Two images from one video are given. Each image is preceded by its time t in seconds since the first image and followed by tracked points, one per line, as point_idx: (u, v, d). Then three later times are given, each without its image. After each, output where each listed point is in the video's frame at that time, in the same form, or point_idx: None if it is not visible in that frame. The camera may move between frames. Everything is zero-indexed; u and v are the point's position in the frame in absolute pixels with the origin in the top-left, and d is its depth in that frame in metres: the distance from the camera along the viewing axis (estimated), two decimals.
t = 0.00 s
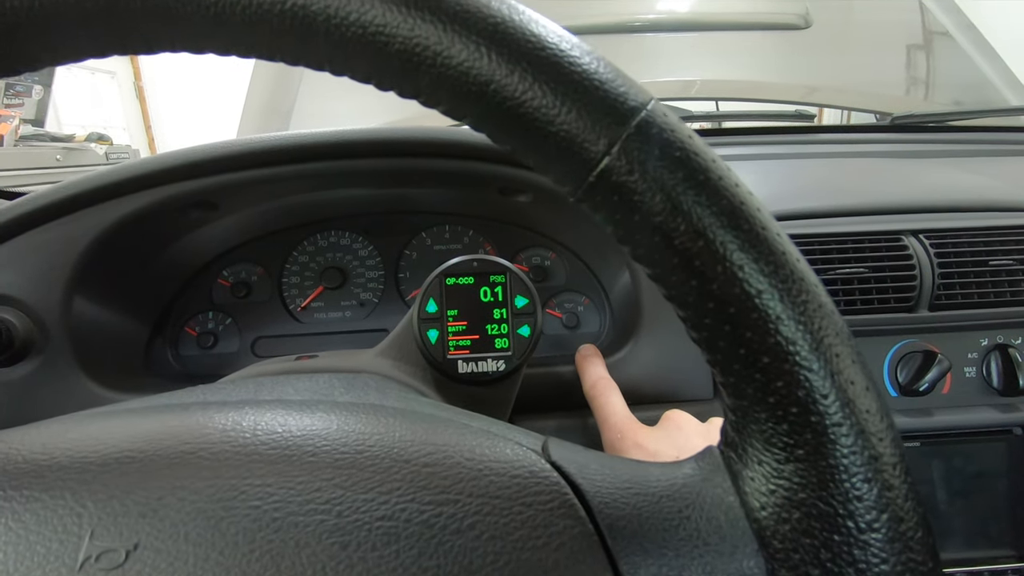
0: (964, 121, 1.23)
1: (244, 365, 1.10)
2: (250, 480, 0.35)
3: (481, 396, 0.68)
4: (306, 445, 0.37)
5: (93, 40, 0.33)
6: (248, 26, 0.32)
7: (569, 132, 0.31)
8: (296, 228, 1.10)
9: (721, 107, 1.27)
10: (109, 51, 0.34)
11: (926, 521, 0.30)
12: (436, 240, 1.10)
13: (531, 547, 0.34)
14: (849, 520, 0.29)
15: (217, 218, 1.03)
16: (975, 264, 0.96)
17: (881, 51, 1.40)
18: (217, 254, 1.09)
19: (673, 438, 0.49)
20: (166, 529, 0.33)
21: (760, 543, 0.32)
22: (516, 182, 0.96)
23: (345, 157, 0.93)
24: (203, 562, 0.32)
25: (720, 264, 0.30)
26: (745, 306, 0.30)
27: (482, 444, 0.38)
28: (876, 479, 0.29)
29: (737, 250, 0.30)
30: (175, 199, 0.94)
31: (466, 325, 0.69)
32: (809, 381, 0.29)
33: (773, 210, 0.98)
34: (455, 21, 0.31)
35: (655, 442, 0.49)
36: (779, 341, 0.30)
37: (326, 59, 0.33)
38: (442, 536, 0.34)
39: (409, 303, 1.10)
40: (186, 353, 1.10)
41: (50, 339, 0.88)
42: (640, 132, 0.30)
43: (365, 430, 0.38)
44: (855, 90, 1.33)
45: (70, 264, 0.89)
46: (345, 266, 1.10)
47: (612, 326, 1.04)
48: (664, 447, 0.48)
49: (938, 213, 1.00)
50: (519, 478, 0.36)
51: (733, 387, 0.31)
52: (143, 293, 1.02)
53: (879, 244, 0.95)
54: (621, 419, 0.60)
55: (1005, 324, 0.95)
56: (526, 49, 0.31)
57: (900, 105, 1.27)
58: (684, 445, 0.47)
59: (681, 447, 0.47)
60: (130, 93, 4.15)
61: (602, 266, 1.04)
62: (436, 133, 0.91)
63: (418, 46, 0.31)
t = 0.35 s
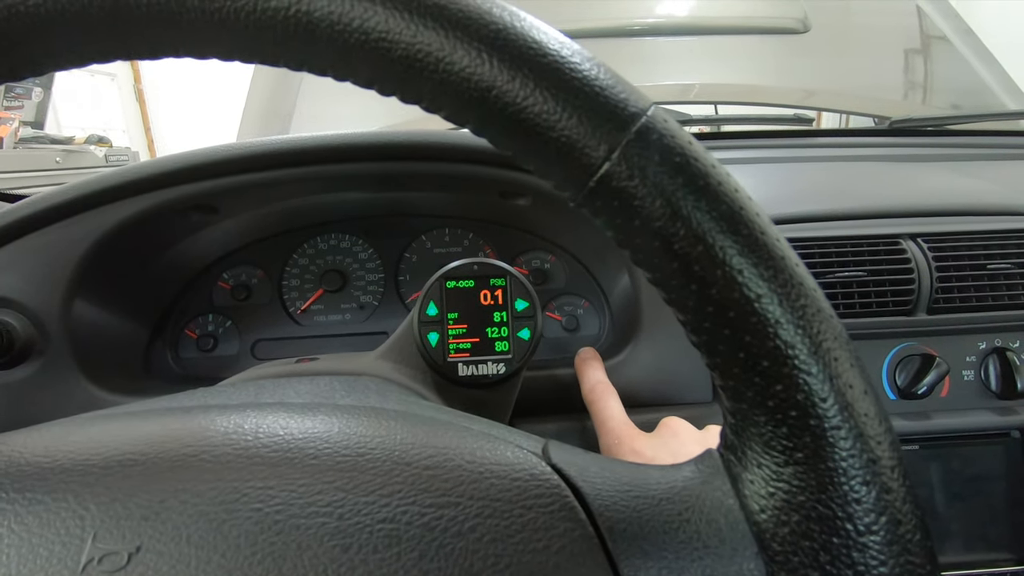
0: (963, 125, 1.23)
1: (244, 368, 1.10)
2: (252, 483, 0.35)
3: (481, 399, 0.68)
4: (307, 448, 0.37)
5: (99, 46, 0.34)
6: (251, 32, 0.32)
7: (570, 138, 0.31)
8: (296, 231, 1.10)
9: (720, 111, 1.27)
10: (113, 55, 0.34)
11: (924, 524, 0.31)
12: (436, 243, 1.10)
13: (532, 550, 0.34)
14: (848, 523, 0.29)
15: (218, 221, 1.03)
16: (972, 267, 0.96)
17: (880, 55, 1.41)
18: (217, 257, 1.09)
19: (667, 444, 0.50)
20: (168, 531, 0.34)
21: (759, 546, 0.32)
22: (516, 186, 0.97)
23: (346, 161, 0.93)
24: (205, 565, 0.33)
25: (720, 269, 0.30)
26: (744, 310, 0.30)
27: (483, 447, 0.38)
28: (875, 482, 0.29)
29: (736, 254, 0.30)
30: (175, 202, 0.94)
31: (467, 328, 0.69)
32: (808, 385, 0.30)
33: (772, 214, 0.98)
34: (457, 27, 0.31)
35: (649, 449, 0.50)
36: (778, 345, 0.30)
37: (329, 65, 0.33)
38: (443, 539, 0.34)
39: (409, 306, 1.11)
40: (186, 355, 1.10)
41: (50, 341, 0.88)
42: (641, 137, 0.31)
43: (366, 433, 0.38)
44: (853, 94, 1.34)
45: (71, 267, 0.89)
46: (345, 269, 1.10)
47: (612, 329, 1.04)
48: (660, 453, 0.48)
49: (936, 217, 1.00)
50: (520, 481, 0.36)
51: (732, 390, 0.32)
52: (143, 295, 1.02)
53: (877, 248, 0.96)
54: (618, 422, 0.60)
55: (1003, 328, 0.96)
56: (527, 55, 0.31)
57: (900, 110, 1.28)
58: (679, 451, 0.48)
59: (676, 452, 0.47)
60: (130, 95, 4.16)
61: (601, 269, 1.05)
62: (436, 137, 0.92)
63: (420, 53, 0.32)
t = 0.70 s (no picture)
0: (959, 132, 1.24)
1: (244, 373, 1.11)
2: (255, 491, 0.35)
3: (482, 404, 0.69)
4: (310, 456, 0.37)
5: (105, 57, 0.34)
6: (256, 44, 0.33)
7: (571, 149, 0.31)
8: (296, 237, 1.10)
9: (719, 118, 1.29)
10: (118, 65, 0.35)
11: (922, 532, 0.31)
12: (436, 249, 1.11)
13: (533, 558, 0.34)
14: (846, 530, 0.30)
15: (218, 227, 1.03)
16: (969, 274, 0.97)
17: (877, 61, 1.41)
18: (217, 262, 1.10)
19: (664, 448, 0.50)
20: (172, 538, 0.34)
21: (758, 553, 0.32)
22: (516, 192, 0.97)
23: (347, 167, 0.94)
24: (208, 571, 0.33)
25: (719, 278, 0.30)
26: (743, 319, 0.30)
27: (484, 454, 0.38)
28: (872, 490, 0.30)
29: (735, 264, 0.31)
30: (176, 208, 0.94)
31: (467, 334, 0.69)
32: (806, 394, 0.30)
33: (769, 220, 0.99)
34: (459, 40, 0.32)
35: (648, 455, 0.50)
36: (776, 354, 0.30)
37: (332, 76, 0.33)
38: (446, 546, 0.34)
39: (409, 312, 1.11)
40: (186, 361, 1.10)
41: (50, 347, 0.88)
42: (640, 148, 0.31)
43: (368, 440, 0.38)
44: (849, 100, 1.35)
45: (72, 272, 0.89)
46: (346, 274, 1.11)
47: (612, 335, 1.04)
48: (657, 457, 0.49)
49: (933, 224, 1.01)
50: (521, 488, 0.36)
51: (731, 399, 0.32)
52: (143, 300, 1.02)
53: (875, 254, 0.96)
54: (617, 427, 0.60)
55: (999, 333, 0.96)
56: (529, 68, 0.31)
57: (895, 116, 1.30)
58: (675, 454, 0.48)
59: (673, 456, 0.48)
60: (130, 98, 4.17)
61: (601, 274, 1.05)
62: (436, 144, 0.92)
63: (423, 65, 0.32)
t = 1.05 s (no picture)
0: (959, 137, 1.25)
1: (246, 376, 1.11)
2: (263, 493, 0.36)
3: (485, 408, 0.69)
4: (317, 458, 0.37)
5: (121, 65, 0.34)
6: (268, 52, 0.33)
7: (578, 156, 0.32)
8: (299, 240, 1.11)
9: (719, 121, 1.30)
10: (130, 72, 0.35)
11: (923, 535, 0.31)
12: (438, 252, 1.11)
13: (539, 560, 0.34)
14: (849, 533, 0.30)
15: (221, 230, 1.04)
16: (969, 279, 0.97)
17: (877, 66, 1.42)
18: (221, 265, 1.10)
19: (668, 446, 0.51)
20: (182, 539, 0.34)
21: (762, 556, 0.32)
22: (518, 197, 0.97)
23: (350, 171, 0.94)
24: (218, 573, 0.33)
25: (723, 284, 0.31)
26: (747, 325, 0.31)
27: (489, 457, 0.38)
28: (874, 493, 0.30)
29: (739, 270, 0.31)
30: (180, 212, 0.95)
31: (471, 338, 0.70)
32: (809, 398, 0.30)
33: (770, 225, 0.99)
34: (468, 49, 0.32)
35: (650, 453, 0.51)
36: (780, 359, 0.31)
37: (342, 83, 0.34)
38: (453, 548, 0.34)
39: (411, 315, 1.11)
40: (188, 363, 1.10)
41: (54, 349, 0.89)
42: (646, 156, 0.31)
43: (375, 443, 0.39)
44: (849, 105, 1.35)
45: (76, 275, 0.89)
46: (348, 277, 1.11)
47: (613, 339, 1.05)
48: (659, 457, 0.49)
49: (933, 229, 1.01)
50: (527, 491, 0.36)
51: (735, 403, 0.32)
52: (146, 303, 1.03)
53: (875, 259, 0.96)
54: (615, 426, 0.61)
55: (998, 338, 0.97)
56: (537, 77, 0.32)
57: (896, 120, 1.31)
58: (679, 453, 0.49)
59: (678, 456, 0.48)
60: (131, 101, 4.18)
61: (602, 278, 1.06)
62: (440, 148, 0.93)
63: (432, 74, 0.32)
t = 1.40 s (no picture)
0: (964, 138, 1.24)
1: (250, 374, 1.11)
2: (274, 491, 0.35)
3: (492, 406, 0.69)
4: (328, 456, 0.37)
5: (133, 60, 0.34)
6: (281, 47, 0.33)
7: (594, 152, 0.32)
8: (303, 238, 1.11)
9: (721, 122, 1.31)
10: (141, 67, 0.35)
11: (942, 535, 0.31)
12: (443, 252, 1.11)
13: (552, 559, 0.34)
14: (867, 534, 0.30)
15: (226, 228, 1.04)
16: (977, 280, 0.97)
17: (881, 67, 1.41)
18: (225, 264, 1.10)
19: (690, 442, 0.52)
20: (193, 537, 0.34)
21: (778, 556, 0.32)
22: (524, 196, 0.97)
23: (356, 170, 0.94)
24: (229, 571, 0.33)
25: (740, 282, 0.31)
26: (764, 322, 0.30)
27: (501, 456, 0.38)
28: (894, 493, 0.30)
29: (756, 268, 0.31)
30: (185, 210, 0.94)
31: (478, 337, 0.69)
32: (828, 397, 0.30)
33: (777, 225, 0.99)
34: (484, 44, 0.32)
35: (671, 447, 0.52)
36: (798, 358, 0.30)
37: (355, 78, 0.34)
38: (466, 547, 0.34)
39: (416, 314, 1.11)
40: (193, 362, 1.10)
41: (59, 347, 0.88)
42: (663, 152, 0.31)
43: (386, 441, 0.39)
44: (852, 105, 1.35)
45: (81, 273, 0.89)
46: (353, 276, 1.11)
47: (618, 339, 1.04)
48: (681, 452, 0.50)
49: (939, 229, 1.01)
50: (540, 490, 0.36)
51: (752, 402, 0.32)
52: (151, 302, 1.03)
53: (882, 260, 0.96)
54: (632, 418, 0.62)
55: (1006, 339, 0.96)
56: (553, 72, 0.32)
57: (896, 121, 1.33)
58: (702, 451, 0.50)
59: (700, 454, 0.49)
60: (133, 101, 4.18)
61: (608, 278, 1.05)
62: (446, 146, 0.93)
63: (447, 69, 0.32)
